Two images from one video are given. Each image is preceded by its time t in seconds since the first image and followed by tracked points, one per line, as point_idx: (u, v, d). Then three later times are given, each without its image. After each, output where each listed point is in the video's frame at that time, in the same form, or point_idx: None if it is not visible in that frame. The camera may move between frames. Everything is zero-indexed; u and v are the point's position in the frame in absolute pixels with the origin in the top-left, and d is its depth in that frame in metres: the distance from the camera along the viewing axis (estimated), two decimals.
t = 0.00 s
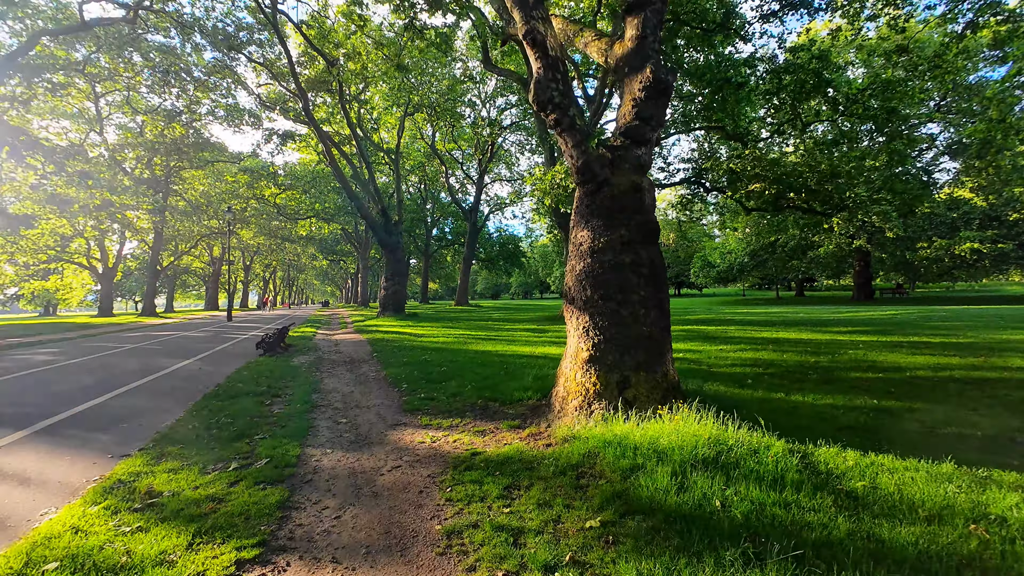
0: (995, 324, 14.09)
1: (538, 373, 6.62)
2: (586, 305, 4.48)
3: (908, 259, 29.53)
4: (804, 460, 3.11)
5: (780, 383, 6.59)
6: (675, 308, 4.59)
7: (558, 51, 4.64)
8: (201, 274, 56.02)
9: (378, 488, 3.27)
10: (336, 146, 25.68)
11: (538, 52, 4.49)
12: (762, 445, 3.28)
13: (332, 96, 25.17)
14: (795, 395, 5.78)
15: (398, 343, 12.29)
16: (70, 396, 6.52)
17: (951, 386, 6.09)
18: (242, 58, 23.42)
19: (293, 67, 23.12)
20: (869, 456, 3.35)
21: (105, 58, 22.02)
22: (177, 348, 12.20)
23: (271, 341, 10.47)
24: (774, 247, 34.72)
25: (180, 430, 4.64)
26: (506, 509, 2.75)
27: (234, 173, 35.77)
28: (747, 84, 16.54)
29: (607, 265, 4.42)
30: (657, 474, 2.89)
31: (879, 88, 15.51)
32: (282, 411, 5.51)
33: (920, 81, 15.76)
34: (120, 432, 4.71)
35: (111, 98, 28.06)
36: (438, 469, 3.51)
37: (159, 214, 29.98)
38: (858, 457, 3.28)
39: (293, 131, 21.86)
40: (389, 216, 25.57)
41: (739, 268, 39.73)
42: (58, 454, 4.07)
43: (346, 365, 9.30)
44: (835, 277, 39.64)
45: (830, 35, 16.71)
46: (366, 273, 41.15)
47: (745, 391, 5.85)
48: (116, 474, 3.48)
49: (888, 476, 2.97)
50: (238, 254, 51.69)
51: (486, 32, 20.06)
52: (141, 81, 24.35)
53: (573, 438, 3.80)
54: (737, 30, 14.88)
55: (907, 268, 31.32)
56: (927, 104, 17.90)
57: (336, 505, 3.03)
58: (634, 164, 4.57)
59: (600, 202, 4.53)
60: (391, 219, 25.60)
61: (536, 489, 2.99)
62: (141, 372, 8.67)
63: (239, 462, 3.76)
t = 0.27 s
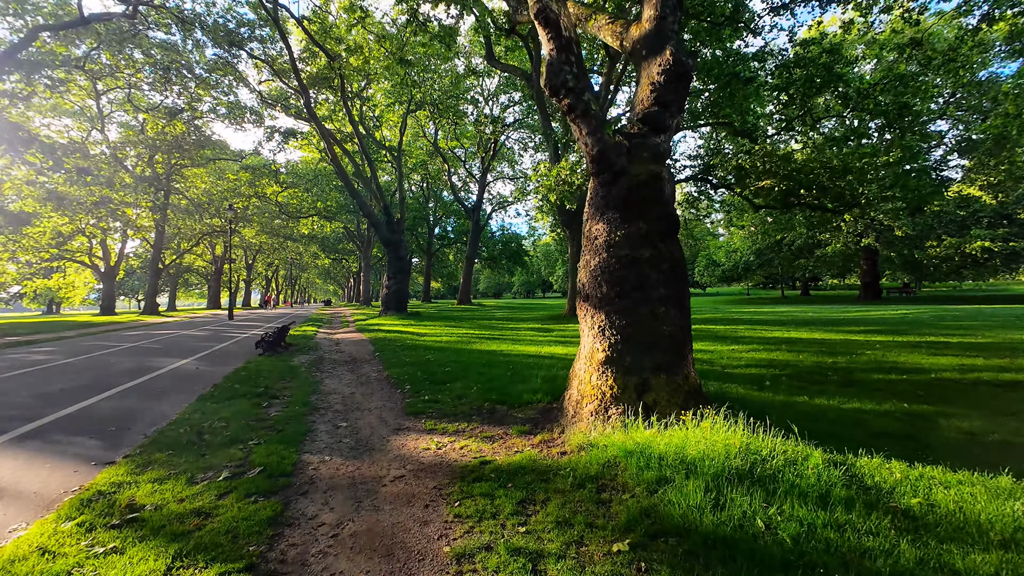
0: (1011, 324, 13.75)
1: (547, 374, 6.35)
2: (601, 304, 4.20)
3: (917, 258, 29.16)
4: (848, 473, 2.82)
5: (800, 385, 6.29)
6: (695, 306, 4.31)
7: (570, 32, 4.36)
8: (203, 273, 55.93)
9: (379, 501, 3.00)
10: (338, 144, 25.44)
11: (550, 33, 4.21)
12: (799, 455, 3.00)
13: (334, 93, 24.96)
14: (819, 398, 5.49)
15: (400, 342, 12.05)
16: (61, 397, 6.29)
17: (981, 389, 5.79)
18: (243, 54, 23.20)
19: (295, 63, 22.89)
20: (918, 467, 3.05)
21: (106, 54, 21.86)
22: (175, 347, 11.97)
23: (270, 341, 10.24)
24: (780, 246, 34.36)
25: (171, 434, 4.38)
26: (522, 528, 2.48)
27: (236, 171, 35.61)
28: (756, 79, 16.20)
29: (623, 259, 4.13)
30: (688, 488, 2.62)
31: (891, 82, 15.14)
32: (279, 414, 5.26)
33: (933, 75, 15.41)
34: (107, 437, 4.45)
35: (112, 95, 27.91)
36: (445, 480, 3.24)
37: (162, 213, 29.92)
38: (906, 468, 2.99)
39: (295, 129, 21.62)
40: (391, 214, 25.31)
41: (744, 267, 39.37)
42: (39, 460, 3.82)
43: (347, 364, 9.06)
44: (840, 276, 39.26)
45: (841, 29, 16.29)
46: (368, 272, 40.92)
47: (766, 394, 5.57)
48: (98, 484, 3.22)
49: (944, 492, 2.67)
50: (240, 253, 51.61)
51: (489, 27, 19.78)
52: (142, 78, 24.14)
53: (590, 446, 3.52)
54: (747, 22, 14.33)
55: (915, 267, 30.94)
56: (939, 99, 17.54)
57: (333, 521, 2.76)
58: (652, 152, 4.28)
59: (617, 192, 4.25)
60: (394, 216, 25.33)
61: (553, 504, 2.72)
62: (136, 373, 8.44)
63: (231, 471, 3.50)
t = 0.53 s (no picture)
0: None
1: (558, 379, 6.02)
2: (621, 304, 3.88)
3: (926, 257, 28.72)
4: (912, 497, 2.49)
5: (825, 391, 5.95)
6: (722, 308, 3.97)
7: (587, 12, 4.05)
8: (205, 272, 55.80)
9: (381, 525, 2.69)
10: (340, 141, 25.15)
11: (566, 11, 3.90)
12: (851, 473, 2.68)
13: (336, 90, 24.68)
14: (848, 405, 5.16)
15: (403, 343, 11.76)
16: (47, 401, 6.01)
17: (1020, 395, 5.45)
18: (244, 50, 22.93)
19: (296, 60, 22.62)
20: (986, 489, 2.72)
21: (106, 51, 21.60)
22: (171, 347, 11.68)
23: (268, 342, 9.96)
24: (786, 245, 33.95)
25: (159, 443, 4.08)
26: (544, 563, 2.17)
27: (238, 169, 35.40)
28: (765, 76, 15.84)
29: (645, 256, 3.81)
30: (733, 516, 2.29)
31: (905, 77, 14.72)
32: (275, 421, 4.97)
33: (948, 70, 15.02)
34: (91, 446, 4.16)
35: (113, 93, 27.70)
36: (454, 500, 2.92)
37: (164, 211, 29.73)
38: (974, 491, 2.65)
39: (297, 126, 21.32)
40: (394, 212, 24.97)
41: (749, 266, 38.99)
42: (13, 473, 3.53)
43: (348, 366, 8.77)
44: (846, 276, 38.86)
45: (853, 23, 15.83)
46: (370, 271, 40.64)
47: (792, 401, 5.23)
48: (69, 505, 2.91)
49: None
50: (242, 252, 51.45)
51: (493, 22, 19.44)
52: (142, 76, 23.91)
53: (612, 462, 3.20)
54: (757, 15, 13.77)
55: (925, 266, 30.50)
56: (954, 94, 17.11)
57: (329, 550, 2.45)
58: (676, 140, 3.96)
59: (638, 183, 3.93)
60: (396, 215, 25.02)
61: (578, 533, 2.38)
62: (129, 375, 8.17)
63: (219, 488, 3.20)
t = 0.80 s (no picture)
0: None
1: (569, 382, 5.77)
2: (643, 304, 3.62)
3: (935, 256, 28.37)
4: (980, 521, 2.23)
5: (849, 395, 5.67)
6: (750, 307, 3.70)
7: None
8: (208, 271, 55.73)
9: (387, 547, 2.44)
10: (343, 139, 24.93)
11: None
12: (907, 491, 2.42)
13: (338, 88, 24.46)
14: (877, 410, 4.89)
15: (406, 343, 11.52)
16: (39, 404, 5.79)
17: None
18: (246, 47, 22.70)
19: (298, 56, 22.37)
20: None
21: (107, 48, 21.43)
22: (171, 347, 11.49)
23: (268, 342, 9.75)
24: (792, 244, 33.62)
25: (151, 451, 3.85)
26: None
27: (240, 167, 35.23)
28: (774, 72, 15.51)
29: (668, 253, 3.55)
30: (784, 543, 2.04)
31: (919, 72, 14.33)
32: (274, 426, 4.72)
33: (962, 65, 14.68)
34: (79, 453, 3.93)
35: (114, 91, 27.51)
36: (467, 519, 2.67)
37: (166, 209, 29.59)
38: None
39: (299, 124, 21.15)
40: (396, 211, 24.71)
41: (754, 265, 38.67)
42: None
43: (351, 367, 8.55)
44: (852, 275, 38.48)
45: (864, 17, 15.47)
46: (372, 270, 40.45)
47: (818, 406, 4.96)
48: (48, 521, 2.67)
49: None
50: (244, 251, 51.35)
51: (497, 18, 19.19)
52: (144, 74, 23.72)
53: (638, 475, 2.95)
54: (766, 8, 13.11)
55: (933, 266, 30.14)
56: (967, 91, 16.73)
57: None
58: (701, 128, 3.69)
59: (661, 175, 3.67)
60: (399, 213, 24.77)
61: (609, 559, 2.14)
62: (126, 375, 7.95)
63: (212, 503, 2.96)
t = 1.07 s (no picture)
0: None
1: (586, 388, 5.44)
2: (676, 305, 3.29)
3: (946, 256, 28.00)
4: None
5: (883, 402, 5.33)
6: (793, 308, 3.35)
7: None
8: (210, 270, 55.66)
9: None
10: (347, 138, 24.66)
11: None
12: (998, 522, 2.08)
13: (342, 86, 24.23)
14: (921, 420, 4.53)
15: (410, 344, 11.22)
16: (27, 409, 5.48)
17: None
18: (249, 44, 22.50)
19: (302, 53, 22.13)
20: None
21: (111, 46, 21.28)
22: (169, 347, 11.20)
23: (269, 343, 9.46)
24: (799, 244, 33.29)
25: (138, 463, 3.54)
26: None
27: (242, 167, 35.04)
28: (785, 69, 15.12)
29: (704, 248, 3.22)
30: None
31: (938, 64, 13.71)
32: (273, 434, 4.42)
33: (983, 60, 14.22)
34: (60, 464, 3.62)
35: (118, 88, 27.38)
36: (488, 551, 2.36)
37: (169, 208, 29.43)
38: None
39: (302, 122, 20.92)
40: (399, 209, 24.45)
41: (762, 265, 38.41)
42: None
43: (353, 369, 8.25)
44: (859, 275, 38.05)
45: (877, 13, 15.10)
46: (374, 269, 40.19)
47: (856, 415, 4.61)
48: (14, 549, 2.36)
49: None
50: (247, 251, 51.28)
51: (502, 14, 18.94)
52: (147, 73, 23.56)
53: (679, 499, 2.61)
54: None
55: (944, 266, 29.85)
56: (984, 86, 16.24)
57: None
58: (740, 111, 3.37)
59: (696, 164, 3.34)
60: (402, 212, 24.49)
61: None
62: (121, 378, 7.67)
63: (199, 527, 2.63)
